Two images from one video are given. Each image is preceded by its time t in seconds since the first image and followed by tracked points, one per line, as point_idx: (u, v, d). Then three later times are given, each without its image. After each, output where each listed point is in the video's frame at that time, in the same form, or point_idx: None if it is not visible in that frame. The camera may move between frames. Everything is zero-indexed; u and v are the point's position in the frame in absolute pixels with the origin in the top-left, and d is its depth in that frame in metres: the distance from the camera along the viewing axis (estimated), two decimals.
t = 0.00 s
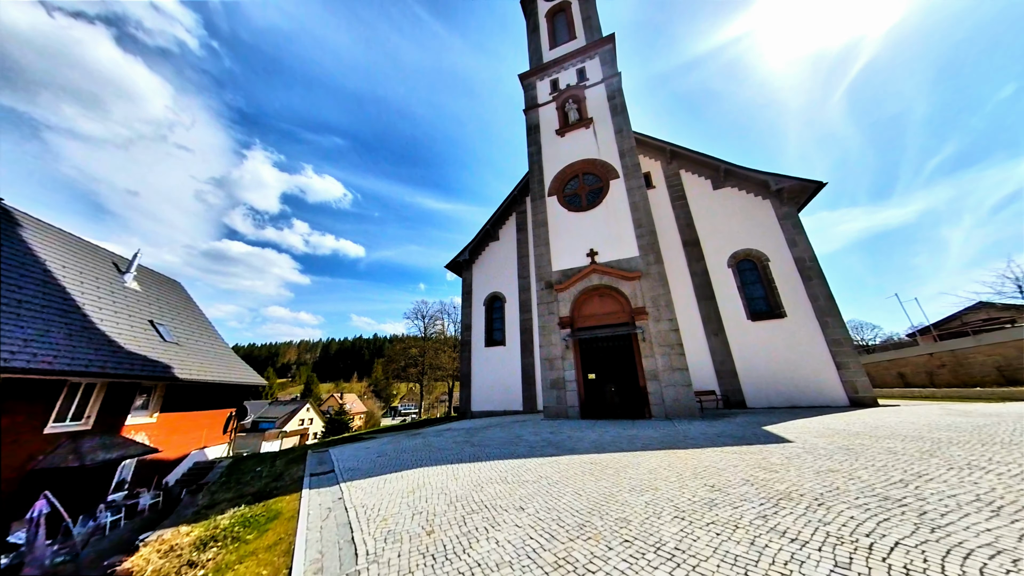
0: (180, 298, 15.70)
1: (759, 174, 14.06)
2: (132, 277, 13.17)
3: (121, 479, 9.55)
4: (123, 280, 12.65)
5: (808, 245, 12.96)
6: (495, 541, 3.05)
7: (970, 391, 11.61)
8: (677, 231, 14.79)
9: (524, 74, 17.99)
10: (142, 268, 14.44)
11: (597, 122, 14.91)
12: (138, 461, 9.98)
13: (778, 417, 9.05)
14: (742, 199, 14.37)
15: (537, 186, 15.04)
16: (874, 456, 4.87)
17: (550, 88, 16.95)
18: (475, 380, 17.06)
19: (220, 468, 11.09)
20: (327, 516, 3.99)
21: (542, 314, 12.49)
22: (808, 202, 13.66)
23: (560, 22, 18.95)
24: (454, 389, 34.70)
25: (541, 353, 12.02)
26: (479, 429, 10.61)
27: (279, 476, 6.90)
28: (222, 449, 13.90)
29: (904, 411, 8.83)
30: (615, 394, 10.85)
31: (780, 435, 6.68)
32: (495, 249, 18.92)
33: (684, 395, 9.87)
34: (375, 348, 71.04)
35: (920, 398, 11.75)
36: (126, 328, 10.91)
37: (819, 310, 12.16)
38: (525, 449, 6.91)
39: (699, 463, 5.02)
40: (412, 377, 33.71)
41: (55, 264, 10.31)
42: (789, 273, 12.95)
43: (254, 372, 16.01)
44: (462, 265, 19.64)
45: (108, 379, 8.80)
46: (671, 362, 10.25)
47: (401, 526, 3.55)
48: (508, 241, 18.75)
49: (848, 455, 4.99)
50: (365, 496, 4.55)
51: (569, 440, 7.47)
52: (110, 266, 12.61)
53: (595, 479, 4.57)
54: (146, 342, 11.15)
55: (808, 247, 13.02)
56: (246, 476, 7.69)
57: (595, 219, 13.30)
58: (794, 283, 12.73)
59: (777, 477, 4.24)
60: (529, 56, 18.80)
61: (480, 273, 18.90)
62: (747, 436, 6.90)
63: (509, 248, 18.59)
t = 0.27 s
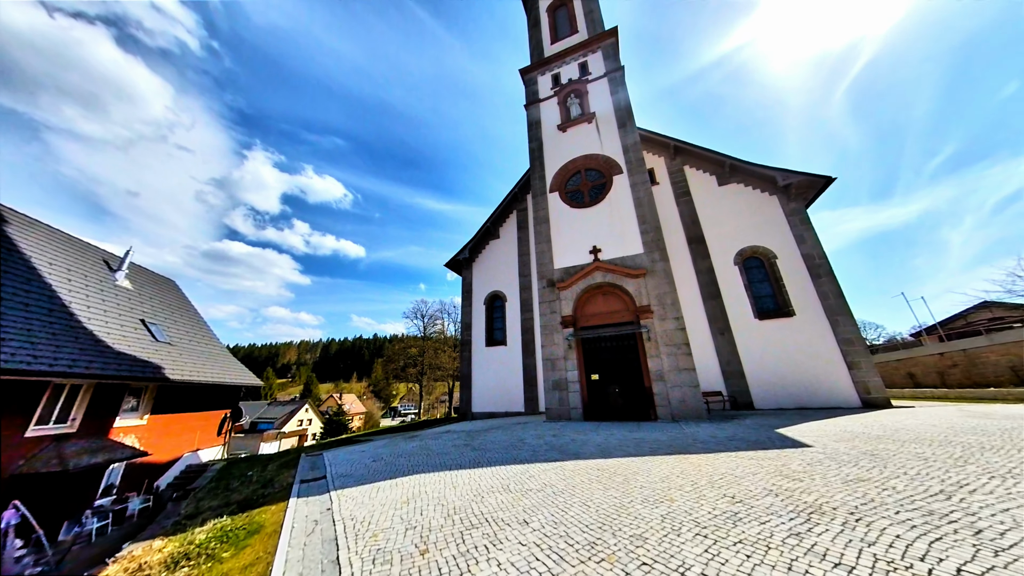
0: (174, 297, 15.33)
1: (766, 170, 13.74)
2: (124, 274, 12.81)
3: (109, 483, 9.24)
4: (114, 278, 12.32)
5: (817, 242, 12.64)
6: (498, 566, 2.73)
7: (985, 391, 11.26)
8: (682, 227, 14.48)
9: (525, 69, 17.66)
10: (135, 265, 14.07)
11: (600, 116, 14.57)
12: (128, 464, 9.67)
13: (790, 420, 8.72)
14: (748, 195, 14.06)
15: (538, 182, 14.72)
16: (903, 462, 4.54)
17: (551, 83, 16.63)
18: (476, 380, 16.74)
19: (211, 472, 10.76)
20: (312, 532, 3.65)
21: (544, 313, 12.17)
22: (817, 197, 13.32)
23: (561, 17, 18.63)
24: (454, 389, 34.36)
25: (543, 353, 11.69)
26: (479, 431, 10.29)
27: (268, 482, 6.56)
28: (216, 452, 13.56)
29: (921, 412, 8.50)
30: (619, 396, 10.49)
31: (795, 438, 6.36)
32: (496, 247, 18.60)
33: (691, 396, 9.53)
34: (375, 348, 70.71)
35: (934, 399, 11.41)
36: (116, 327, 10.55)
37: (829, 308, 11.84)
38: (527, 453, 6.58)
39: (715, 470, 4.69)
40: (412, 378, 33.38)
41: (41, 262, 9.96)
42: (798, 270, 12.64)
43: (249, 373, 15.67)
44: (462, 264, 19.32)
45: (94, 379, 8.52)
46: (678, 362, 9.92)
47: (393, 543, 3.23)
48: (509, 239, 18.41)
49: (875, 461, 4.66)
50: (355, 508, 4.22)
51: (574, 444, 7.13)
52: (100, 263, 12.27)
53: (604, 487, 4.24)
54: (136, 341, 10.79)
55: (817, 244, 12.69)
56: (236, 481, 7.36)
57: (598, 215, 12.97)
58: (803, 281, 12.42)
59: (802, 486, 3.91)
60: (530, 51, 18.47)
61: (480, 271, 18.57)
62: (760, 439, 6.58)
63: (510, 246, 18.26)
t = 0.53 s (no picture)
0: (168, 296, 15.03)
1: (773, 165, 13.43)
2: (116, 273, 12.51)
3: (97, 488, 8.92)
4: (106, 277, 12.05)
5: (827, 238, 12.32)
6: None
7: (1002, 392, 10.83)
8: (687, 225, 14.19)
9: (525, 65, 17.40)
10: (127, 263, 13.76)
11: (602, 111, 14.29)
12: (117, 468, 9.35)
13: (803, 422, 8.38)
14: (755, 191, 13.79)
15: (539, 179, 14.43)
16: (936, 468, 4.21)
17: (552, 78, 16.35)
18: (476, 381, 16.42)
19: (204, 476, 10.44)
20: (298, 547, 3.34)
21: (546, 312, 11.86)
22: (825, 193, 13.00)
23: (562, 12, 18.39)
24: (455, 390, 34.03)
25: (545, 353, 11.37)
26: (479, 434, 9.97)
27: (257, 489, 6.24)
28: (211, 454, 13.27)
29: (940, 414, 8.16)
30: (624, 397, 10.15)
31: (812, 442, 6.04)
32: (496, 246, 18.30)
33: (699, 397, 9.19)
34: (375, 349, 70.42)
35: (949, 400, 11.05)
36: (105, 327, 10.23)
37: (840, 307, 11.51)
38: (529, 457, 6.27)
39: (732, 477, 4.36)
40: (412, 379, 33.05)
41: (27, 259, 9.68)
42: (806, 268, 12.31)
43: (245, 374, 15.38)
44: (462, 263, 19.03)
45: (81, 381, 8.25)
46: (685, 362, 9.58)
47: (383, 562, 2.92)
48: (510, 237, 18.12)
49: (905, 468, 4.33)
50: (344, 520, 3.90)
51: (579, 447, 6.80)
52: (91, 262, 12.01)
53: (614, 497, 3.92)
54: (126, 341, 10.48)
55: (826, 241, 12.38)
56: (225, 487, 7.05)
57: (601, 212, 12.66)
58: (812, 279, 12.11)
59: (831, 496, 3.59)
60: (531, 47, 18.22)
61: (480, 271, 18.27)
62: (776, 443, 6.25)
63: (511, 244, 17.96)
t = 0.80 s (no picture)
0: (160, 295, 14.66)
1: (780, 158, 13.08)
2: (104, 271, 12.13)
3: (80, 493, 8.56)
4: (92, 275, 11.67)
5: (836, 233, 11.98)
6: None
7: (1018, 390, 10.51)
8: (692, 220, 13.84)
9: (524, 57, 17.04)
10: (116, 262, 13.39)
11: (604, 104, 13.93)
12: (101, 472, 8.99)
13: (815, 422, 8.05)
14: (761, 185, 13.47)
15: (540, 174, 14.08)
16: (977, 474, 3.86)
17: (552, 71, 15.98)
18: (476, 381, 16.08)
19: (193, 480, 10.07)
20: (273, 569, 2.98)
21: (547, 310, 11.51)
22: (834, 186, 12.66)
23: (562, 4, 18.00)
24: (455, 390, 33.67)
25: (546, 352, 11.03)
26: (479, 435, 9.63)
27: (242, 496, 5.89)
28: (203, 457, 12.92)
29: (960, 414, 7.82)
30: (629, 397, 9.80)
31: (831, 444, 5.71)
32: (496, 243, 17.94)
33: (707, 397, 8.83)
34: (375, 349, 70.04)
35: (964, 399, 10.70)
36: (90, 327, 9.86)
37: (850, 303, 11.18)
38: (531, 461, 5.94)
39: (752, 485, 4.01)
40: (411, 379, 32.68)
41: (6, 257, 9.29)
42: (815, 263, 11.98)
43: (239, 374, 15.02)
44: (461, 260, 18.66)
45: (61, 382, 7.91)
46: (692, 360, 9.23)
47: None
48: (510, 234, 17.75)
49: (941, 474, 3.98)
50: (328, 536, 3.54)
51: (583, 450, 6.46)
52: (77, 260, 11.63)
53: (625, 508, 3.57)
54: (112, 342, 10.10)
55: (835, 235, 12.04)
56: (211, 493, 6.70)
57: (604, 206, 12.30)
58: (822, 274, 11.79)
59: (868, 508, 3.23)
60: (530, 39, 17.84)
61: (480, 268, 17.92)
62: (792, 445, 5.91)
63: (511, 241, 17.60)
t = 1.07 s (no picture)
0: (152, 295, 14.35)
1: (787, 151, 12.74)
2: (94, 271, 11.82)
3: (66, 500, 8.22)
4: (81, 275, 11.37)
5: (845, 227, 11.65)
6: None
7: None
8: (696, 215, 13.53)
9: (524, 52, 16.75)
10: (107, 261, 13.07)
11: (605, 97, 13.62)
12: (86, 479, 8.58)
13: (829, 422, 7.72)
14: (766, 179, 13.13)
15: (540, 169, 13.77)
16: (1023, 481, 3.52)
17: (552, 65, 15.68)
18: (476, 381, 15.75)
19: (184, 486, 9.73)
20: None
21: (549, 308, 11.19)
22: (842, 179, 12.32)
23: None
24: (455, 391, 33.33)
25: (548, 351, 10.71)
26: (479, 438, 9.31)
27: (229, 505, 5.57)
28: (196, 461, 12.59)
29: (981, 413, 7.48)
30: (634, 397, 9.46)
31: (852, 446, 5.38)
32: (495, 240, 17.61)
33: (715, 397, 8.49)
34: (375, 350, 69.71)
35: (981, 398, 10.34)
36: (76, 328, 9.55)
37: (861, 299, 10.84)
38: (533, 465, 5.62)
39: (775, 493, 3.69)
40: (411, 380, 32.31)
41: None
42: (824, 259, 11.65)
43: (235, 376, 14.70)
44: (460, 259, 18.35)
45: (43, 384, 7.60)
46: (699, 358, 8.91)
47: None
48: (510, 232, 17.43)
49: (982, 480, 3.65)
50: (310, 553, 3.21)
51: (588, 453, 6.13)
52: (66, 259, 11.33)
53: (638, 520, 3.24)
54: (99, 343, 9.79)
55: (844, 229, 11.70)
56: (197, 501, 6.38)
57: (606, 201, 11.97)
58: (831, 270, 11.45)
59: (911, 520, 2.90)
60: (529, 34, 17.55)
61: (479, 267, 17.60)
62: (810, 447, 5.58)
63: (511, 239, 17.27)
